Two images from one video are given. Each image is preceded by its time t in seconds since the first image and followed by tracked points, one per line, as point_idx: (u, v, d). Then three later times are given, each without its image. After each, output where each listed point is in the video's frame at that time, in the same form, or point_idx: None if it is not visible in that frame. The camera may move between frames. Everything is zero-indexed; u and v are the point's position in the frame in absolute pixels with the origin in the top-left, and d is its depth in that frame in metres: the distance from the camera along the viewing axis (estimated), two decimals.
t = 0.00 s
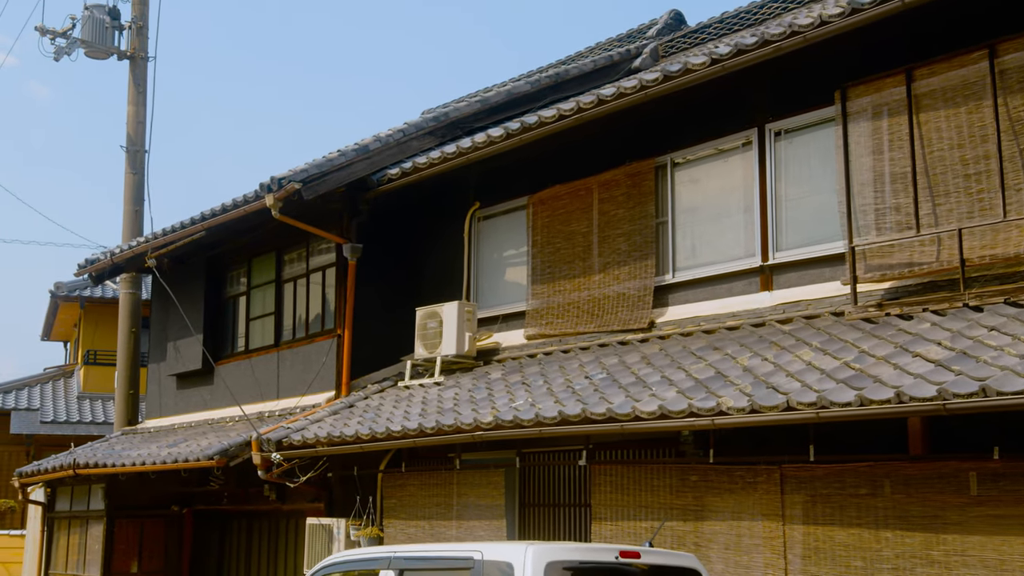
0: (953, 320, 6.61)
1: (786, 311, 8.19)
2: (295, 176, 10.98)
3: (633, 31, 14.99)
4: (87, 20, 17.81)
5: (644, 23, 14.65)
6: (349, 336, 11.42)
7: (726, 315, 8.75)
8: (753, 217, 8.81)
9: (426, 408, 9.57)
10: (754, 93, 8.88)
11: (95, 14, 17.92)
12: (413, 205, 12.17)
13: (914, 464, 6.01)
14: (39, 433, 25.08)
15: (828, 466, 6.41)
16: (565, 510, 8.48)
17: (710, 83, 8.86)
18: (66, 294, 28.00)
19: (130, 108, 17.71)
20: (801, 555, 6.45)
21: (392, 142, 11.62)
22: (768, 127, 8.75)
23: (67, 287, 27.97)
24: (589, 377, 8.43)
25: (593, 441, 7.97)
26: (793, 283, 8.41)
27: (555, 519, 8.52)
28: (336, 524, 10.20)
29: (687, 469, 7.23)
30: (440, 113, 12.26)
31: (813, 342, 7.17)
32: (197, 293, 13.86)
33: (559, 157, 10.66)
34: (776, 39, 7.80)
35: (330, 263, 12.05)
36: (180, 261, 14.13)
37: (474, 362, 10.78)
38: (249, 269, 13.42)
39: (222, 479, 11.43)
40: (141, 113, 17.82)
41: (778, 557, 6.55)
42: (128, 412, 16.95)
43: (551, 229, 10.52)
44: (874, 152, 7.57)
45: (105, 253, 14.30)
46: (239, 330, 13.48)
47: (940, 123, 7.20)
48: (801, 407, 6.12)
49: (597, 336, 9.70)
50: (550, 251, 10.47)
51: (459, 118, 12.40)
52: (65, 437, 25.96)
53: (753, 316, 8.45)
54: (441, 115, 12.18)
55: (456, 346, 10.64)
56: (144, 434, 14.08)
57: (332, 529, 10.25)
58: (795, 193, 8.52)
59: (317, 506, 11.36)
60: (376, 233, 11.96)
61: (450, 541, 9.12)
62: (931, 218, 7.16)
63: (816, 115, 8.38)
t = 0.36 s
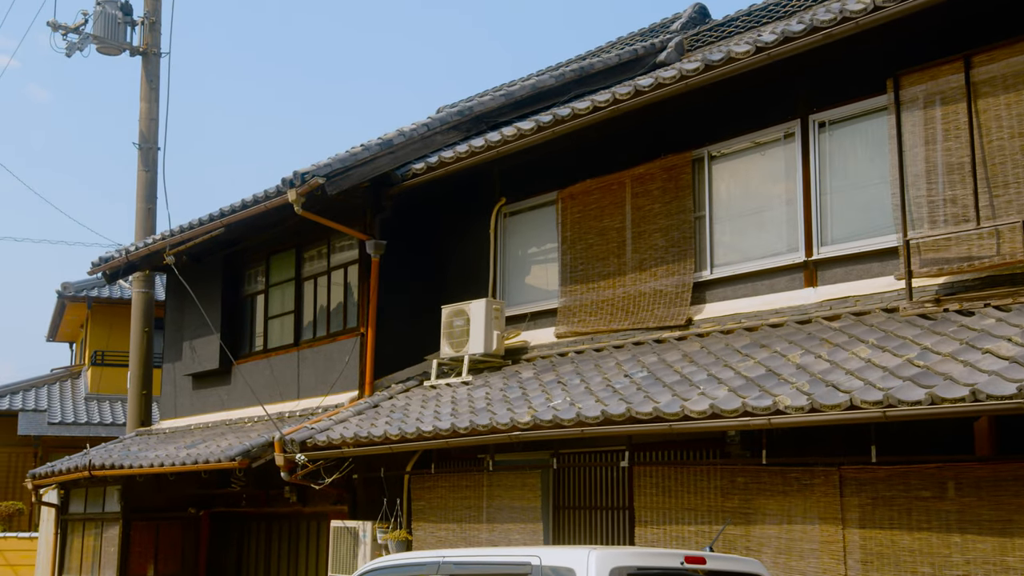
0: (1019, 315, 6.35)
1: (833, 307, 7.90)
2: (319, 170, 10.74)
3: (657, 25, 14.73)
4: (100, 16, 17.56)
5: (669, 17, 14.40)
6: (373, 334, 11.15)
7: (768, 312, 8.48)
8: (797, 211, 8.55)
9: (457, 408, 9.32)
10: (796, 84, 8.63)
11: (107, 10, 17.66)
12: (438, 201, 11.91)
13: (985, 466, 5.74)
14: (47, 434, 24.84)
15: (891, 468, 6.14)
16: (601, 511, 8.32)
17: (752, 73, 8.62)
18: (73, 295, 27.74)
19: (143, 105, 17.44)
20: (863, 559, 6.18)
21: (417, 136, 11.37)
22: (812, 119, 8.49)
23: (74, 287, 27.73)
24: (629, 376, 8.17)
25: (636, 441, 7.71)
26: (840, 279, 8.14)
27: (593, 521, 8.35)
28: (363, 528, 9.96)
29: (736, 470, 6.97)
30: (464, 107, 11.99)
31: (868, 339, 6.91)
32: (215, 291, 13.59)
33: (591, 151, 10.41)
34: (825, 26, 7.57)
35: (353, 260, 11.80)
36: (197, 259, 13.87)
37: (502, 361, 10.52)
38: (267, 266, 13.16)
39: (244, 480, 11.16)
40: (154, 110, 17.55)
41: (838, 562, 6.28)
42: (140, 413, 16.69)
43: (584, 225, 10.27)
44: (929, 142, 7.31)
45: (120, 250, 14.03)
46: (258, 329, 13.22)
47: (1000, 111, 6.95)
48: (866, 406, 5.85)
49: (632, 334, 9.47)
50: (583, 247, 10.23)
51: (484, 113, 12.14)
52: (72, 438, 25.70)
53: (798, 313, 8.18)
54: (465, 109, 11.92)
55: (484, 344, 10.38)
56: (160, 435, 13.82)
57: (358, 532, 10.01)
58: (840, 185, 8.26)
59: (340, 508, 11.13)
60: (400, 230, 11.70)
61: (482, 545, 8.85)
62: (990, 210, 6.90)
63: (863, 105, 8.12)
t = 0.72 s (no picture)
0: None
1: (884, 303, 7.62)
2: (343, 165, 10.48)
3: (681, 19, 14.46)
4: (112, 11, 17.30)
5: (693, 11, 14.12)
6: (397, 333, 10.88)
7: (813, 309, 8.20)
8: (842, 204, 8.28)
9: (489, 408, 9.05)
10: (841, 73, 8.37)
11: (119, 6, 17.41)
12: (462, 197, 11.64)
13: None
14: (54, 437, 24.57)
15: (960, 470, 5.85)
16: (637, 516, 8.13)
17: (795, 62, 8.35)
18: (80, 296, 27.48)
19: (155, 101, 17.18)
20: (930, 566, 5.89)
21: (441, 130, 11.10)
22: (858, 109, 8.22)
23: (81, 287, 27.47)
24: (672, 374, 7.89)
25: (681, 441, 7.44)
26: (889, 274, 7.85)
27: (629, 524, 8.15)
28: (388, 530, 9.66)
29: (790, 473, 6.72)
30: (489, 101, 11.71)
31: (928, 336, 6.63)
32: (231, 289, 13.32)
33: (623, 144, 10.13)
34: (878, 12, 7.31)
35: (375, 257, 11.53)
36: (214, 257, 13.60)
37: (531, 360, 10.25)
38: (286, 264, 12.89)
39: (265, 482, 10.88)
40: (167, 107, 17.29)
41: (903, 568, 5.99)
42: (153, 415, 16.42)
43: (616, 220, 9.99)
44: (987, 130, 7.04)
45: (135, 249, 13.75)
46: (276, 328, 12.95)
47: None
48: (936, 403, 5.58)
49: (668, 331, 9.21)
50: (615, 243, 9.95)
51: (509, 106, 11.87)
52: (79, 441, 25.42)
53: (845, 309, 7.89)
54: (491, 103, 11.64)
55: (514, 342, 10.11)
56: (175, 436, 13.53)
57: (384, 536, 9.70)
58: (889, 177, 7.98)
59: (363, 512, 10.89)
60: (424, 226, 11.43)
61: (516, 550, 8.56)
62: None
63: (913, 93, 7.85)
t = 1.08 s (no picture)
0: None
1: (938, 298, 7.35)
2: (369, 158, 10.20)
3: (706, 12, 14.19)
4: (126, 7, 17.05)
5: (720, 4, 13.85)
6: (424, 331, 10.62)
7: (862, 304, 7.94)
8: (891, 196, 8.02)
9: (523, 407, 8.79)
10: (890, 60, 8.11)
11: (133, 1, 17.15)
12: (489, 193, 11.38)
13: None
14: (64, 439, 24.32)
15: None
16: (677, 518, 7.89)
17: (842, 49, 8.09)
18: (89, 296, 27.22)
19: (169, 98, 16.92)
20: (1003, 571, 5.63)
21: (468, 123, 10.83)
22: (908, 98, 7.96)
23: (90, 287, 27.21)
24: (718, 372, 7.63)
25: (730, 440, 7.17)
26: (942, 269, 7.59)
27: (673, 527, 7.90)
28: (417, 533, 9.43)
29: (849, 474, 6.46)
30: (516, 94, 11.43)
31: (992, 331, 6.37)
32: (251, 287, 13.06)
33: (657, 137, 9.87)
34: None
35: (400, 253, 11.27)
36: (232, 254, 13.34)
37: (563, 358, 10.00)
38: (307, 262, 12.63)
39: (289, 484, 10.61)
40: (181, 103, 17.04)
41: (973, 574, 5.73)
42: (168, 416, 16.17)
43: (650, 214, 9.72)
44: None
45: (152, 246, 13.48)
46: (296, 327, 12.69)
47: None
48: (1013, 401, 5.31)
49: (706, 328, 8.95)
50: (649, 238, 9.68)
51: (536, 100, 11.60)
52: (89, 443, 25.17)
53: (896, 304, 7.62)
54: (518, 96, 11.35)
55: (545, 340, 9.86)
56: (193, 437, 13.28)
57: (412, 539, 9.47)
58: (941, 168, 7.72)
59: (388, 514, 10.66)
60: (451, 222, 11.17)
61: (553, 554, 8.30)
62: None
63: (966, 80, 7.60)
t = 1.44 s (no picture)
0: None
1: (999, 292, 7.08)
2: (397, 151, 9.91)
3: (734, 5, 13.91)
4: (141, 1, 16.79)
5: None
6: (452, 328, 10.34)
7: (915, 299, 7.66)
8: (946, 187, 7.74)
9: (560, 406, 8.50)
10: (944, 47, 7.84)
11: None
12: (517, 187, 11.11)
13: None
14: (73, 441, 24.05)
15: None
16: (724, 520, 7.61)
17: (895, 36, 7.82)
18: (98, 296, 26.95)
19: (184, 93, 16.67)
20: None
21: (498, 116, 10.55)
22: (964, 85, 7.69)
23: (98, 287, 26.93)
24: (769, 369, 7.35)
25: (784, 439, 6.89)
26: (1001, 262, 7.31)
27: (719, 531, 7.61)
28: (450, 535, 9.13)
29: (917, 474, 6.17)
30: (545, 86, 11.16)
31: None
32: (270, 284, 12.79)
33: (694, 129, 9.60)
34: None
35: (426, 249, 10.99)
36: (251, 251, 13.07)
37: (597, 357, 9.73)
38: (329, 258, 12.35)
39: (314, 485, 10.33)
40: (196, 99, 16.77)
41: None
42: (183, 416, 15.89)
43: (686, 207, 9.42)
44: None
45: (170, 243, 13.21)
46: (318, 325, 12.42)
47: None
48: None
49: (749, 325, 8.64)
50: (686, 232, 9.39)
51: (565, 92, 11.33)
52: (99, 444, 24.89)
53: (954, 298, 7.34)
54: (547, 88, 11.09)
55: (580, 338, 9.58)
56: (212, 438, 12.99)
57: (444, 541, 9.18)
58: (1000, 157, 7.45)
59: (415, 516, 10.39)
60: (479, 217, 10.90)
61: (594, 557, 8.02)
62: None
63: None
